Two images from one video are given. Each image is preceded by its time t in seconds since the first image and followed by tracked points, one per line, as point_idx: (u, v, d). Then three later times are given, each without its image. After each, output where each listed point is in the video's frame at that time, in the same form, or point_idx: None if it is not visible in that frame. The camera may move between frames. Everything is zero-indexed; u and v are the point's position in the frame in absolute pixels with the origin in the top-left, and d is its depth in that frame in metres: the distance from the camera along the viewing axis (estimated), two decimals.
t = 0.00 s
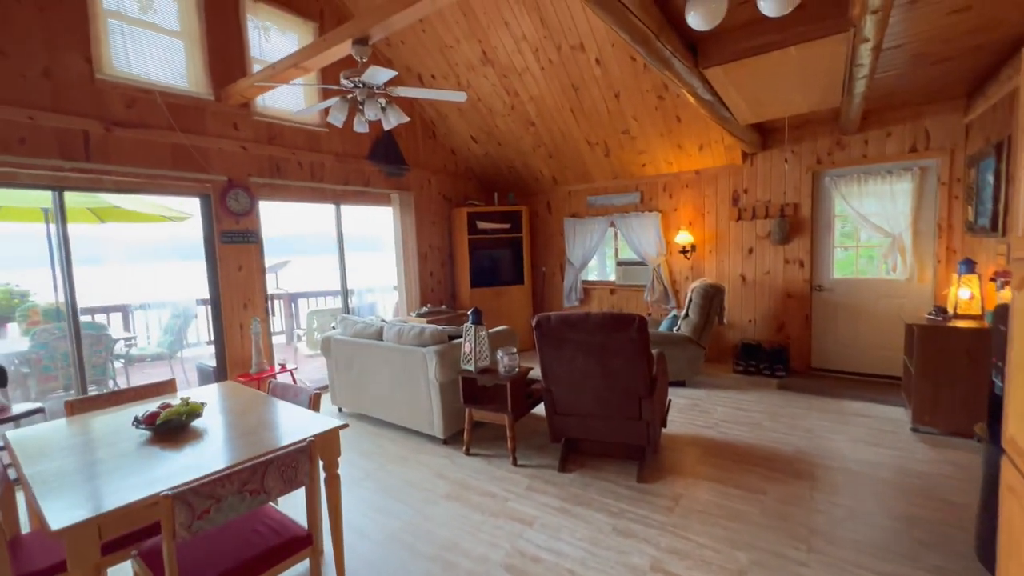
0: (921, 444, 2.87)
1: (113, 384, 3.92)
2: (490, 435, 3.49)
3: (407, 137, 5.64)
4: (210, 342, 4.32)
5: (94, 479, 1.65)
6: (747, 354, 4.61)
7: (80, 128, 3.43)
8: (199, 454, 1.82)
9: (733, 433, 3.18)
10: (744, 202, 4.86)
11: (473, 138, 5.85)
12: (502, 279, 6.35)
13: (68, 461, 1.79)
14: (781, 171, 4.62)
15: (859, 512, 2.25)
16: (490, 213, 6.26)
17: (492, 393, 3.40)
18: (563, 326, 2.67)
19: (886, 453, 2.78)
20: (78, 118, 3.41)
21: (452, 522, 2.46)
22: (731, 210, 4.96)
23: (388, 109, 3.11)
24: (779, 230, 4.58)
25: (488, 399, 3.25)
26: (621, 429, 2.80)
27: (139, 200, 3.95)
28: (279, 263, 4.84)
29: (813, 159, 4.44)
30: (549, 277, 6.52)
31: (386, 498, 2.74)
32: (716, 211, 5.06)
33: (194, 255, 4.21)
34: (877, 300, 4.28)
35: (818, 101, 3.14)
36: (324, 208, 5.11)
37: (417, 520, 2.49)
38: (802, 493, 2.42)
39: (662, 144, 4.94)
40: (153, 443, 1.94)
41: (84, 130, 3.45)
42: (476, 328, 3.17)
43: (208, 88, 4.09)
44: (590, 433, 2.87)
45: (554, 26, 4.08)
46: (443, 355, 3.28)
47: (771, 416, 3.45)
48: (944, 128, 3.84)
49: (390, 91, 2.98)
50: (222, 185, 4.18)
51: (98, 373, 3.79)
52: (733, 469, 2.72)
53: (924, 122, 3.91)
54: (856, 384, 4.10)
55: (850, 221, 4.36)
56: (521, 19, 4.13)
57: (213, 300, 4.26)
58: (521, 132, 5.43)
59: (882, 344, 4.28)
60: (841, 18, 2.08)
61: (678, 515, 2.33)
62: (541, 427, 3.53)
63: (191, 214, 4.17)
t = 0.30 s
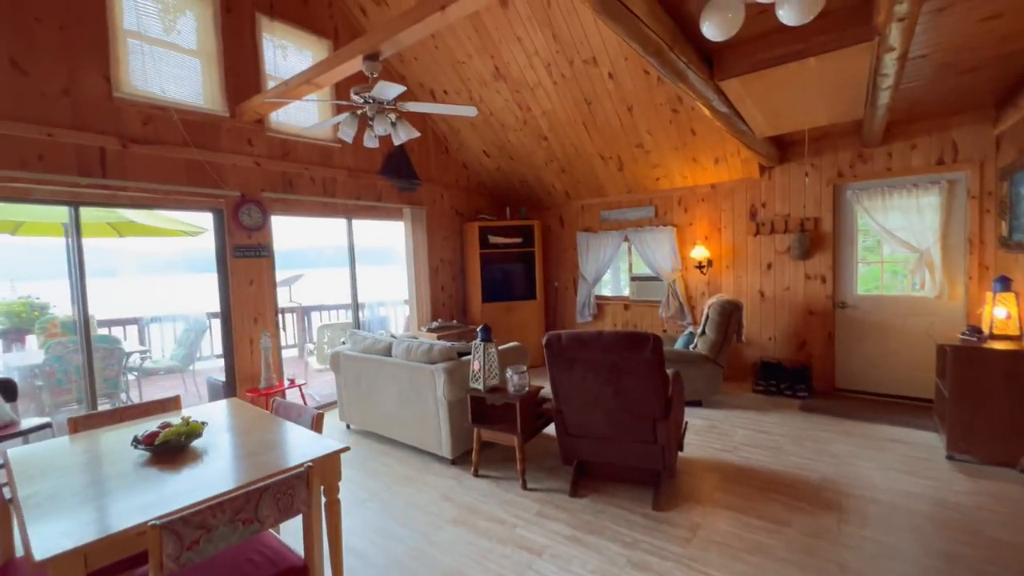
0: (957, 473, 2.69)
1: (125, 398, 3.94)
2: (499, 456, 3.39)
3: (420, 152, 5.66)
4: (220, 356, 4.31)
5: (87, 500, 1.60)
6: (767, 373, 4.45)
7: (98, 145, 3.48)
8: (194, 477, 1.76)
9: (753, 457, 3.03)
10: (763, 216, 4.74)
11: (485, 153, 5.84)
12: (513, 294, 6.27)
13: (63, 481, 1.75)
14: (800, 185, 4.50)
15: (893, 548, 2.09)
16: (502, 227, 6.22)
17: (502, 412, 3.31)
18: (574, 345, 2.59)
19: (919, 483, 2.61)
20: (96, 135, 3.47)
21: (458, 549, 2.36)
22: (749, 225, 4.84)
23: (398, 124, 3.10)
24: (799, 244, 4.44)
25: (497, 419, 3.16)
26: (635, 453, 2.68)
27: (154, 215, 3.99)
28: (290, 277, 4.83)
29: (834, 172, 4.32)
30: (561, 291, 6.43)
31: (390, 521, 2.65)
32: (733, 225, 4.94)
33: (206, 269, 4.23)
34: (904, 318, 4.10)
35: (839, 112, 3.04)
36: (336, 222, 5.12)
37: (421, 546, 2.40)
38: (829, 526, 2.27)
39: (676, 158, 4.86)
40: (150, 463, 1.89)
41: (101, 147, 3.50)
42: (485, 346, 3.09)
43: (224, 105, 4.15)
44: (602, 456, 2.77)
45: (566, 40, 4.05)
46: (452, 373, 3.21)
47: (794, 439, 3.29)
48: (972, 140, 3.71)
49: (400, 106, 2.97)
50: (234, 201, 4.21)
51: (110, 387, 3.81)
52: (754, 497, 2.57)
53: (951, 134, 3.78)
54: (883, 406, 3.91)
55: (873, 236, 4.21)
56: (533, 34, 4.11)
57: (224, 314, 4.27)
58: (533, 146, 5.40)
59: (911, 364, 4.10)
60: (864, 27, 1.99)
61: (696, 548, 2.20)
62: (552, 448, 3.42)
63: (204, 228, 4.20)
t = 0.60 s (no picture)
0: (991, 498, 2.54)
1: (133, 408, 3.93)
2: (506, 474, 3.29)
3: (429, 163, 5.64)
4: (226, 367, 4.28)
5: (77, 522, 1.56)
6: (784, 388, 4.30)
7: (108, 156, 3.50)
8: (188, 496, 1.72)
9: (771, 478, 2.90)
10: (778, 227, 4.63)
11: (494, 163, 5.81)
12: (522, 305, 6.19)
13: (52, 501, 1.71)
14: (817, 194, 4.38)
15: None
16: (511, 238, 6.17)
17: (509, 428, 3.22)
18: (584, 360, 2.50)
19: (951, 509, 2.46)
20: (107, 146, 3.49)
21: (462, 572, 2.26)
22: (764, 235, 4.72)
23: (404, 134, 3.08)
24: (817, 255, 4.31)
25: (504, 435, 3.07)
26: (647, 473, 2.57)
27: (163, 225, 4.00)
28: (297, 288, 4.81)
29: (852, 181, 4.20)
30: (571, 302, 6.34)
31: (393, 541, 2.56)
32: (747, 236, 4.83)
33: (214, 279, 4.22)
34: (928, 332, 3.95)
35: (858, 119, 2.94)
36: (344, 233, 5.10)
37: (424, 569, 2.30)
38: (855, 555, 2.14)
39: (688, 167, 4.77)
40: (145, 481, 1.85)
41: (111, 158, 3.52)
42: (492, 359, 3.01)
43: (233, 116, 4.16)
44: (612, 476, 2.66)
45: (576, 50, 4.02)
46: (458, 388, 3.13)
47: (815, 459, 3.15)
48: (998, 147, 3.58)
49: (406, 116, 2.94)
50: (242, 211, 4.21)
51: (117, 397, 3.81)
52: (774, 522, 2.44)
53: (975, 141, 3.66)
54: (907, 425, 3.75)
55: (894, 247, 4.08)
56: (543, 44, 4.09)
57: (230, 324, 4.24)
58: (543, 156, 5.36)
59: (936, 381, 3.93)
60: (887, 29, 1.91)
61: None
62: (561, 466, 3.32)
63: (212, 238, 4.21)
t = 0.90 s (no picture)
0: None
1: (135, 420, 3.88)
2: (510, 491, 3.17)
3: (434, 172, 5.60)
4: (227, 378, 4.21)
5: (57, 544, 1.49)
6: (799, 403, 4.15)
7: (112, 165, 3.48)
8: (178, 514, 1.64)
9: (788, 498, 2.77)
10: (791, 236, 4.52)
11: (500, 173, 5.76)
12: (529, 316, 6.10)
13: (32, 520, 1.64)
14: (831, 203, 4.28)
15: None
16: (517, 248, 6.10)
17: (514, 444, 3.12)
18: (592, 373, 2.40)
19: (983, 535, 2.31)
20: (110, 155, 3.47)
21: None
22: (776, 245, 4.61)
23: (408, 141, 3.03)
24: (832, 266, 4.19)
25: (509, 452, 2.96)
26: (658, 494, 2.45)
27: (167, 234, 3.97)
28: (301, 298, 4.76)
29: (868, 189, 4.08)
30: (578, 313, 6.23)
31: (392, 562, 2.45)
32: (759, 245, 4.72)
33: (216, 288, 4.17)
34: (950, 345, 3.80)
35: (876, 124, 2.84)
36: (348, 242, 5.05)
37: None
38: None
39: (698, 176, 4.68)
40: (131, 500, 1.78)
41: (115, 167, 3.50)
42: (497, 372, 2.92)
43: (238, 125, 4.15)
44: (622, 496, 2.54)
45: (583, 58, 3.97)
46: (461, 402, 3.04)
47: (834, 479, 3.00)
48: (1020, 154, 3.47)
49: (410, 123, 2.90)
50: (246, 220, 4.17)
51: (118, 408, 3.76)
52: (793, 547, 2.31)
53: (996, 148, 3.55)
54: (930, 442, 3.59)
55: (913, 257, 3.95)
56: (549, 52, 4.04)
57: (232, 335, 4.19)
58: (549, 165, 5.30)
59: (959, 396, 3.78)
60: (910, 28, 1.82)
61: None
62: (567, 483, 3.21)
63: (216, 247, 4.17)
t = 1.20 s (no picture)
0: None
1: (138, 432, 3.83)
2: (519, 513, 3.04)
3: (442, 182, 5.55)
4: (230, 391, 4.13)
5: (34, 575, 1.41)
6: (821, 420, 3.98)
7: (118, 175, 3.46)
8: (171, 539, 1.56)
9: (814, 524, 2.61)
10: (809, 246, 4.38)
11: (509, 183, 5.69)
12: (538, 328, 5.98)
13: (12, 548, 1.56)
14: (851, 212, 4.14)
15: None
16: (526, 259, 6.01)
17: (522, 462, 2.99)
18: (604, 390, 2.27)
19: None
20: (116, 165, 3.45)
21: None
22: (794, 255, 4.47)
23: (414, 149, 2.97)
24: (853, 277, 4.04)
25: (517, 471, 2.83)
26: (676, 518, 2.32)
27: (174, 245, 3.93)
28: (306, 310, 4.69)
29: (890, 198, 3.94)
30: (589, 326, 6.10)
31: None
32: (775, 256, 4.58)
33: (221, 300, 4.12)
34: (981, 360, 3.62)
35: (902, 129, 2.72)
36: (355, 253, 4.99)
37: None
38: None
39: (712, 185, 4.57)
40: (117, 524, 1.71)
41: (120, 178, 3.47)
42: (504, 388, 2.80)
43: (245, 135, 4.12)
44: (637, 520, 2.41)
45: (592, 65, 3.90)
46: (467, 418, 2.92)
47: (862, 502, 2.83)
48: None
49: (416, 131, 2.83)
50: (252, 231, 4.13)
51: (121, 421, 3.71)
52: None
53: None
54: (963, 464, 3.40)
55: (939, 268, 3.79)
56: (559, 61, 3.98)
57: (236, 346, 4.12)
58: (559, 175, 5.22)
59: (992, 414, 3.59)
60: (943, 23, 1.73)
61: None
62: (579, 504, 3.07)
63: (222, 258, 4.13)
